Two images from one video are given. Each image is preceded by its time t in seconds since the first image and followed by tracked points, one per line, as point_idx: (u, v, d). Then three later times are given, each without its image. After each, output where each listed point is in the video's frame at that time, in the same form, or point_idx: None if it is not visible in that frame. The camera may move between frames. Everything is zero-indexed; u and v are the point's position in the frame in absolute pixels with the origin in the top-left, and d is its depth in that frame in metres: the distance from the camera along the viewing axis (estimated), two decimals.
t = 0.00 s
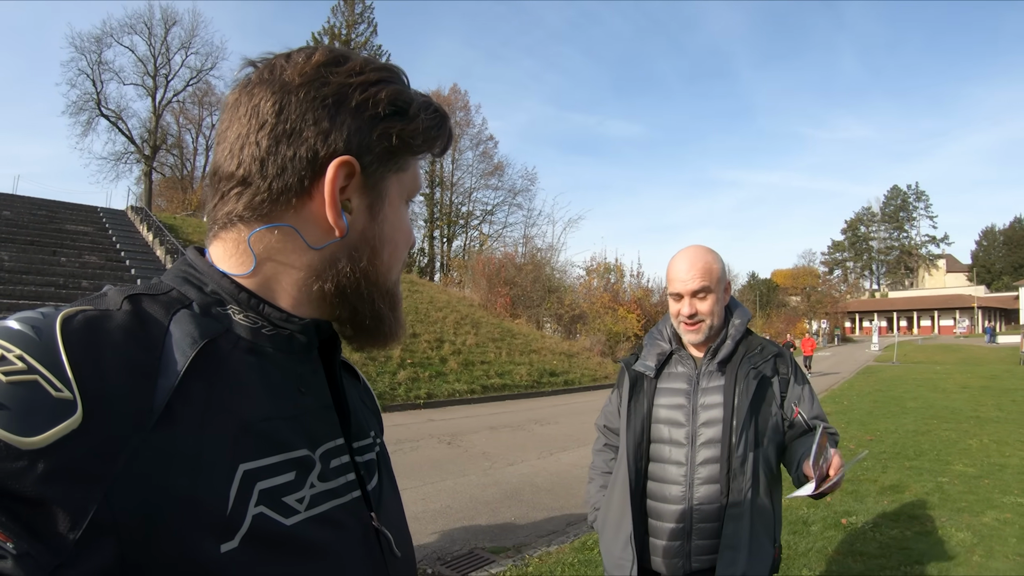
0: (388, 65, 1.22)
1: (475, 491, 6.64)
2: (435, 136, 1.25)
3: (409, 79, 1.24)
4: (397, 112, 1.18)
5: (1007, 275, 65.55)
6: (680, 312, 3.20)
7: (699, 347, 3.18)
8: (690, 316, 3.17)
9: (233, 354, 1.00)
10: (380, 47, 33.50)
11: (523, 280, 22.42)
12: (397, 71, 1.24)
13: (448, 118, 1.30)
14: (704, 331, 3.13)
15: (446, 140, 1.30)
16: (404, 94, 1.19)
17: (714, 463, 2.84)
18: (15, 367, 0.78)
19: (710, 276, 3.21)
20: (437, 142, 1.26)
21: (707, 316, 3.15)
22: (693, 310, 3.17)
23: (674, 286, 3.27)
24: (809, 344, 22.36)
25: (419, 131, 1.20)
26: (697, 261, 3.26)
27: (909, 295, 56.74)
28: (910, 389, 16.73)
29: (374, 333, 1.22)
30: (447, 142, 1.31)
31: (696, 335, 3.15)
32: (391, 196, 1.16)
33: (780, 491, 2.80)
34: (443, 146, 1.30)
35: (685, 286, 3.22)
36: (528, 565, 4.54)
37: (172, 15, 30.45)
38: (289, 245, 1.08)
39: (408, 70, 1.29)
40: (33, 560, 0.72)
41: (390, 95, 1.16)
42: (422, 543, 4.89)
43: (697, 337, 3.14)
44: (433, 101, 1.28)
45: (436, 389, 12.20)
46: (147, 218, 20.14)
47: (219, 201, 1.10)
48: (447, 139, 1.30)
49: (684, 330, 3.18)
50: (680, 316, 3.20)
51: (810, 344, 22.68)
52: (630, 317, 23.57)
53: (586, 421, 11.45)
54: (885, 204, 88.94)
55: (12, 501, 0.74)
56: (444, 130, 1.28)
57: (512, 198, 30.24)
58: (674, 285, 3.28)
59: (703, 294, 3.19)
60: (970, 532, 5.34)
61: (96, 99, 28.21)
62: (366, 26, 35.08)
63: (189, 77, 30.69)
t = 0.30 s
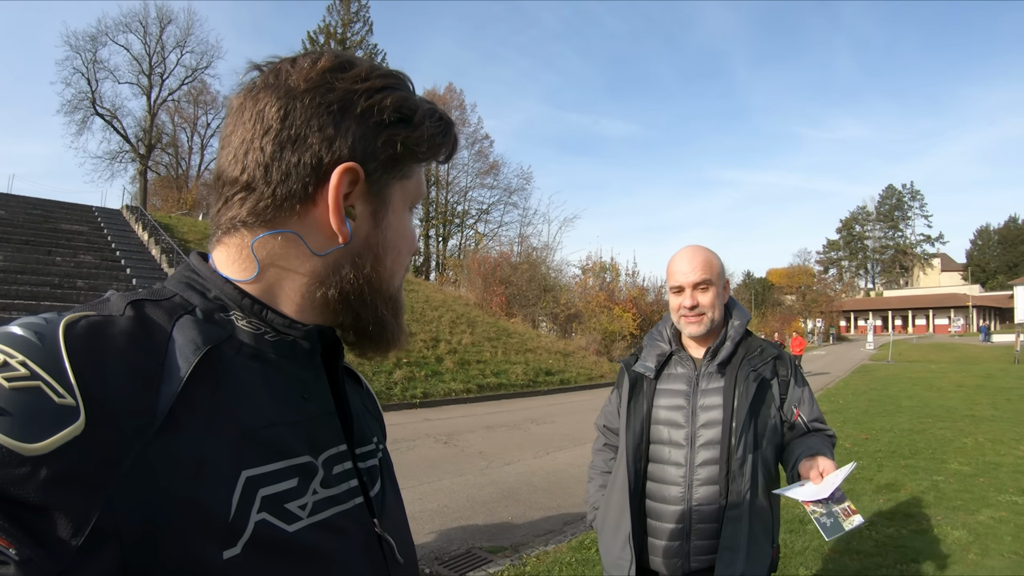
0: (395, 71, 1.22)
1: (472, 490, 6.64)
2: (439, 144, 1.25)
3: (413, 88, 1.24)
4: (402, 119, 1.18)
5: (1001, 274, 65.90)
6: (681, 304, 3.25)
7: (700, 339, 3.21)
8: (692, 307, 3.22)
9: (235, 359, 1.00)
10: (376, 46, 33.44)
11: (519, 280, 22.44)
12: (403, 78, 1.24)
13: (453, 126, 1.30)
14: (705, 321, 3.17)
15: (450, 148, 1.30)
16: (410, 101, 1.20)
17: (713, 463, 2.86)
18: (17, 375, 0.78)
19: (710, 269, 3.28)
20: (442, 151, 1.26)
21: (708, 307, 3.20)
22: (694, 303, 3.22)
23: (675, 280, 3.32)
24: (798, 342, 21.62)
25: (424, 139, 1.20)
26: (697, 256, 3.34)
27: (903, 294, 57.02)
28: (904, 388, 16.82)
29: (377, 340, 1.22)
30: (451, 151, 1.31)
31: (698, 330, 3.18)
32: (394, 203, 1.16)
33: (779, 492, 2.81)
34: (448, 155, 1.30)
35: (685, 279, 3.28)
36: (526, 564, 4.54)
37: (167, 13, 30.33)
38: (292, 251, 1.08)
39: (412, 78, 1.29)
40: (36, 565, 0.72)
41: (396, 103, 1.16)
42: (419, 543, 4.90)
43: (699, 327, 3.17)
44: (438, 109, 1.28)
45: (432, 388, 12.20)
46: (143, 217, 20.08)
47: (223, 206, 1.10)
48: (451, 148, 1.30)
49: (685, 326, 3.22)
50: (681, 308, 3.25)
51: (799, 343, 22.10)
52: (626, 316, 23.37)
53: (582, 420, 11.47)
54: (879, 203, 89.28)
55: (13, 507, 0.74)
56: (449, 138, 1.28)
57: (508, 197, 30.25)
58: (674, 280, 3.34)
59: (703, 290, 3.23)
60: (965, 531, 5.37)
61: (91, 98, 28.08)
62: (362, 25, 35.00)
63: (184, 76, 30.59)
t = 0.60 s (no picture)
0: (393, 67, 1.22)
1: (469, 488, 6.65)
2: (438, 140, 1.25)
3: (412, 84, 1.24)
4: (401, 115, 1.18)
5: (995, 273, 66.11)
6: (683, 295, 3.28)
7: (699, 331, 3.23)
8: (693, 298, 3.25)
9: (234, 357, 0.99)
10: (372, 45, 33.39)
11: (515, 278, 22.47)
12: (401, 74, 1.24)
13: (452, 124, 1.31)
14: (706, 312, 3.20)
15: (449, 144, 1.30)
16: (408, 97, 1.20)
17: (712, 460, 2.86)
18: (16, 373, 0.78)
19: (709, 262, 3.35)
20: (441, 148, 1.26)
21: (709, 297, 3.24)
22: (696, 292, 3.26)
23: (674, 273, 3.37)
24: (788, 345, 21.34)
25: (423, 133, 1.20)
26: (694, 250, 3.41)
27: (899, 293, 57.25)
28: (900, 387, 16.88)
29: (376, 336, 1.22)
30: (450, 147, 1.31)
31: (699, 322, 3.20)
32: (393, 199, 1.16)
33: (777, 489, 2.82)
34: (446, 151, 1.30)
35: (686, 272, 3.33)
36: (523, 562, 4.55)
37: (163, 11, 30.23)
38: (291, 247, 1.08)
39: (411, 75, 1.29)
40: (36, 563, 0.72)
41: (394, 99, 1.16)
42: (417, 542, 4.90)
43: (700, 317, 3.20)
44: (437, 106, 1.28)
45: (429, 387, 12.21)
46: (138, 215, 20.02)
47: (222, 202, 1.10)
48: (450, 144, 1.31)
49: (685, 318, 3.24)
50: (682, 299, 3.27)
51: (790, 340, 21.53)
52: (622, 314, 23.05)
53: (579, 418, 11.49)
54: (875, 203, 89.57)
55: (13, 505, 0.74)
56: (449, 131, 1.28)
57: (505, 196, 30.25)
58: (673, 273, 3.39)
59: (704, 281, 3.29)
60: (961, 529, 5.40)
61: (86, 96, 27.99)
62: (358, 24, 34.92)
63: (180, 75, 30.51)
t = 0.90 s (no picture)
0: (397, 69, 1.22)
1: (467, 487, 6.66)
2: (442, 141, 1.25)
3: (416, 85, 1.25)
4: (405, 117, 1.18)
5: (992, 273, 66.29)
6: (680, 295, 3.29)
7: (696, 332, 3.24)
8: (691, 297, 3.26)
9: (236, 357, 0.99)
10: (370, 44, 33.36)
11: (513, 278, 22.49)
12: (405, 76, 1.24)
13: (457, 125, 1.31)
14: (703, 312, 3.22)
15: (452, 147, 1.30)
16: (413, 98, 1.20)
17: (708, 460, 2.87)
18: (20, 372, 0.79)
19: (706, 262, 3.35)
20: (444, 148, 1.26)
21: (706, 298, 3.25)
22: (693, 293, 3.26)
23: (671, 273, 3.38)
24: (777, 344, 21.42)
25: (427, 135, 1.19)
26: (691, 250, 3.42)
27: (896, 294, 57.42)
28: (897, 386, 16.94)
29: (380, 337, 1.22)
30: (453, 149, 1.31)
31: (696, 322, 3.22)
32: (397, 200, 1.16)
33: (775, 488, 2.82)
34: (450, 151, 1.30)
35: (683, 271, 3.34)
36: (521, 561, 4.56)
37: (162, 9, 30.16)
38: (294, 248, 1.08)
39: (414, 75, 1.29)
40: (38, 563, 0.72)
41: (399, 100, 1.16)
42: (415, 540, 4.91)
43: (697, 317, 3.21)
44: (441, 107, 1.28)
45: (427, 386, 12.21)
46: (136, 213, 19.98)
47: (226, 202, 1.10)
48: (454, 144, 1.30)
49: (683, 318, 3.25)
50: (680, 298, 3.28)
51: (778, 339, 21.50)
52: (620, 314, 23.34)
53: (576, 418, 11.50)
54: (873, 203, 89.79)
55: (13, 505, 0.73)
56: (451, 134, 1.28)
57: (503, 195, 30.26)
58: (670, 273, 3.40)
59: (701, 281, 3.29)
60: (958, 529, 5.41)
61: (85, 94, 27.94)
62: (357, 22, 34.88)
63: (179, 73, 30.47)
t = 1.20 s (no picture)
0: (397, 70, 1.22)
1: (464, 487, 6.66)
2: (441, 141, 1.25)
3: (414, 87, 1.24)
4: (405, 117, 1.18)
5: (989, 273, 66.44)
6: (675, 297, 3.30)
7: (691, 332, 3.25)
8: (684, 299, 3.27)
9: (237, 357, 0.99)
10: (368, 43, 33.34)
11: (511, 277, 22.49)
12: (405, 76, 1.25)
13: (456, 127, 1.31)
14: (697, 313, 3.22)
15: (451, 148, 1.30)
16: (413, 99, 1.20)
17: (701, 459, 2.87)
18: (19, 372, 0.79)
19: (701, 264, 3.36)
20: (444, 148, 1.26)
21: (700, 300, 3.26)
22: (687, 295, 3.27)
23: (666, 275, 3.39)
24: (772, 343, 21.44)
25: (426, 136, 1.20)
26: (685, 251, 3.43)
27: (893, 293, 57.58)
28: (894, 386, 16.98)
29: (381, 337, 1.22)
30: (452, 150, 1.31)
31: (691, 323, 3.22)
32: (397, 202, 1.16)
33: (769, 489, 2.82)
34: (449, 151, 1.30)
35: (677, 273, 3.35)
36: (519, 560, 4.56)
37: (159, 7, 30.11)
38: (295, 248, 1.08)
39: (413, 77, 1.29)
40: (37, 563, 0.72)
41: (399, 101, 1.16)
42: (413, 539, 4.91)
43: (691, 318, 3.22)
44: (440, 108, 1.28)
45: (424, 385, 12.23)
46: (134, 212, 19.94)
47: (226, 202, 1.10)
48: (453, 145, 1.30)
49: (678, 318, 3.26)
50: (674, 300, 3.29)
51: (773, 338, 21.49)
52: (617, 313, 23.43)
53: (574, 417, 11.52)
54: (870, 203, 89.95)
55: (14, 504, 0.73)
56: (450, 136, 1.28)
57: (500, 194, 30.27)
58: (664, 274, 3.41)
59: (695, 283, 3.30)
60: (955, 528, 5.43)
61: (82, 92, 27.88)
62: (355, 21, 34.81)
63: (176, 72, 30.40)
